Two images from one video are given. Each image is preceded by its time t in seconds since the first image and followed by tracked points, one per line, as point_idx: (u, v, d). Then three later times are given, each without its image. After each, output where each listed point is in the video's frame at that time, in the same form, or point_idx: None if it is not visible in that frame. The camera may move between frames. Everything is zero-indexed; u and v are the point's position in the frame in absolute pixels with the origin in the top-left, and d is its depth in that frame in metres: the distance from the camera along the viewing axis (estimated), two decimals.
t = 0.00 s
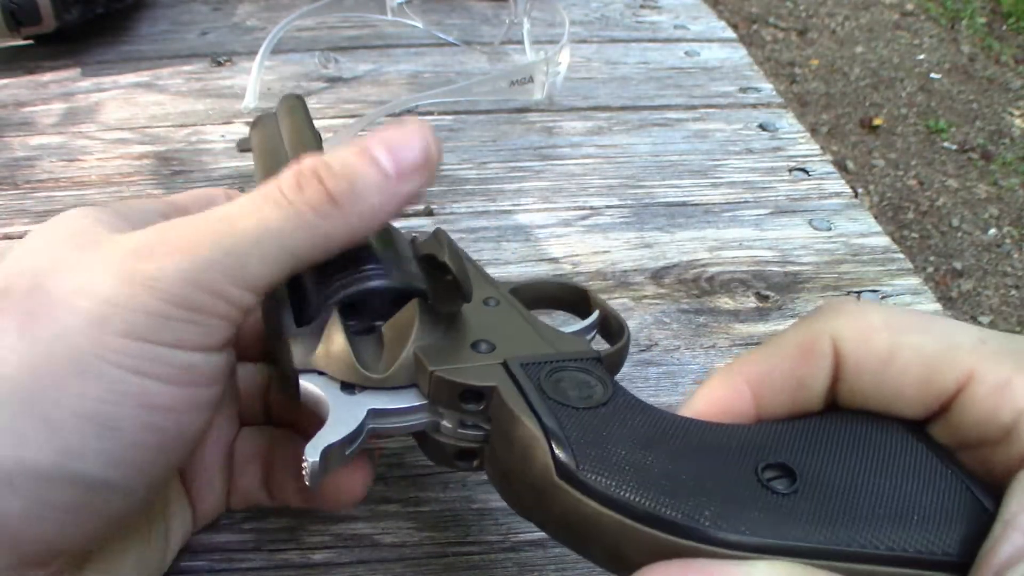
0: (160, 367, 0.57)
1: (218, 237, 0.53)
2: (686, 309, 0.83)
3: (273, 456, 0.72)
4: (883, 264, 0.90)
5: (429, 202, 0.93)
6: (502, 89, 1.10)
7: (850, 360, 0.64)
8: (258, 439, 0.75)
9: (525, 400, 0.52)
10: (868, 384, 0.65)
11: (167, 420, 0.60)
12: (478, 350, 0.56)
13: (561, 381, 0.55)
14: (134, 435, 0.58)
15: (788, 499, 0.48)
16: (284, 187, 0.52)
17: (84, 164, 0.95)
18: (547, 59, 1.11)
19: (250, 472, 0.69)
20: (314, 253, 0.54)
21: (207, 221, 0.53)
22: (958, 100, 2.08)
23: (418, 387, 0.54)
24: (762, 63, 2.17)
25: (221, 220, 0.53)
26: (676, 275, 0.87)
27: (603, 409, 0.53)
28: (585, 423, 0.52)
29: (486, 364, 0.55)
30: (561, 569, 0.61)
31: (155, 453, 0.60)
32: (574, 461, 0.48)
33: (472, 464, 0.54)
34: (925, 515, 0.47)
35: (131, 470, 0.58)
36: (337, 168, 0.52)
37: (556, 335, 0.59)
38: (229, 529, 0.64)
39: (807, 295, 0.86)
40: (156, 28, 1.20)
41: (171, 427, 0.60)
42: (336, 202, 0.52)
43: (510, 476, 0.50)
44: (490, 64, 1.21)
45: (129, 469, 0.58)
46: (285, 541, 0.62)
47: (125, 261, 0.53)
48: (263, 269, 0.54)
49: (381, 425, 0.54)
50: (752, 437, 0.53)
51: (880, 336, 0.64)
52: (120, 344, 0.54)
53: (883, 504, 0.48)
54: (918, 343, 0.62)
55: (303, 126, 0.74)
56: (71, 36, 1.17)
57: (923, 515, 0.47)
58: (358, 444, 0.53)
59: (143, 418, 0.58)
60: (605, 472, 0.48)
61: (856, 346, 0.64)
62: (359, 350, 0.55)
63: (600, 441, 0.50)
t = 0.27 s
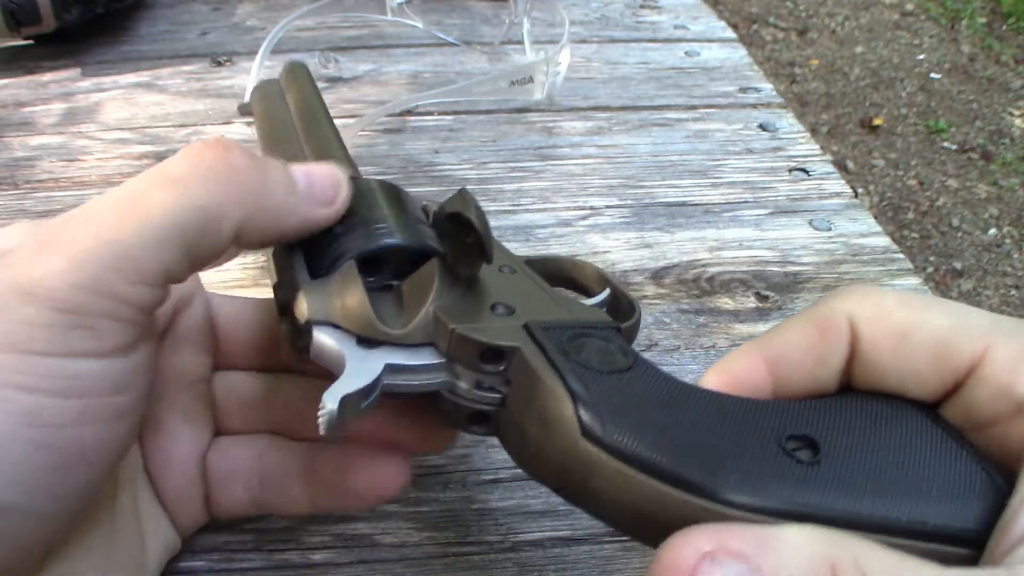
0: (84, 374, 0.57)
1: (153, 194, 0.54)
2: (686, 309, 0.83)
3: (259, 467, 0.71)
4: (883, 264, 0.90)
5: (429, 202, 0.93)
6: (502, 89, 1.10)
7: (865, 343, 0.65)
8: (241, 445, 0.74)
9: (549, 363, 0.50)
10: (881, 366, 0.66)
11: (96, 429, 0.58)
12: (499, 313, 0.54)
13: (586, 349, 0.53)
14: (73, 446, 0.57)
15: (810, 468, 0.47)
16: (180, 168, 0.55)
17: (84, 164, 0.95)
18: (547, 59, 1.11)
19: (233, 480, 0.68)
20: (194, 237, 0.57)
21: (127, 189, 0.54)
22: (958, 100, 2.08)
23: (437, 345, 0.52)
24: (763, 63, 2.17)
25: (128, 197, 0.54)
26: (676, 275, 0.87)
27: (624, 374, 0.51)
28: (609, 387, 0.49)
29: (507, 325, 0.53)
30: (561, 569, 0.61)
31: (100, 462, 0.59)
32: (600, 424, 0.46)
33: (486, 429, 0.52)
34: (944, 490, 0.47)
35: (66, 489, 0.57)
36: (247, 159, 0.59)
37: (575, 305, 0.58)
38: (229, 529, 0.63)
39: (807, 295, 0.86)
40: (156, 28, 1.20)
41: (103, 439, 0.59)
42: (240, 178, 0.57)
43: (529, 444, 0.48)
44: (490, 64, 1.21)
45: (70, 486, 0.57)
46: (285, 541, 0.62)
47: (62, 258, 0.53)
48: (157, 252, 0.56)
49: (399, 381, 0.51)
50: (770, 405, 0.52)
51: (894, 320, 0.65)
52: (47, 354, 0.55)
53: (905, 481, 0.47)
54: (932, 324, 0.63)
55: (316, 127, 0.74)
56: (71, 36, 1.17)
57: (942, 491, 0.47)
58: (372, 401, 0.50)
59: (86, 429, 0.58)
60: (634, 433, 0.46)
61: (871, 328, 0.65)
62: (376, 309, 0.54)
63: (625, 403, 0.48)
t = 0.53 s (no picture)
0: (82, 381, 0.57)
1: (172, 230, 0.53)
2: (686, 309, 0.83)
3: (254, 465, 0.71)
4: (883, 264, 0.90)
5: (429, 201, 0.93)
6: (502, 89, 1.10)
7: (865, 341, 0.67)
8: (236, 445, 0.74)
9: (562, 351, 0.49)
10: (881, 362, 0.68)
11: (98, 429, 0.59)
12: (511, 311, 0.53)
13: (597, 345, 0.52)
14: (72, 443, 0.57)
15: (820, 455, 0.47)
16: (198, 205, 0.53)
17: (83, 164, 0.95)
18: (547, 59, 1.11)
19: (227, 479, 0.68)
20: (217, 272, 0.56)
21: (147, 222, 0.53)
22: (958, 100, 2.08)
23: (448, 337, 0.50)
24: (762, 63, 2.17)
25: (152, 232, 0.53)
26: (676, 275, 0.87)
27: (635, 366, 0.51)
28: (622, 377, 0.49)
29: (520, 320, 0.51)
30: (561, 569, 0.62)
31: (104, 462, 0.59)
32: (617, 411, 0.46)
33: (493, 425, 0.51)
34: (958, 474, 0.47)
35: (65, 488, 0.57)
36: (263, 188, 0.54)
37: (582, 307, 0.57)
38: (230, 529, 0.64)
39: (807, 295, 0.86)
40: (156, 28, 1.20)
41: (104, 437, 0.59)
42: (260, 214, 0.54)
43: (543, 432, 0.47)
44: (490, 64, 1.21)
45: (70, 486, 0.57)
46: (286, 541, 0.62)
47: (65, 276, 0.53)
48: (176, 284, 0.56)
49: (407, 369, 0.50)
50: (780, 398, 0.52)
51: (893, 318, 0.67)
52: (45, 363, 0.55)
53: (917, 468, 0.47)
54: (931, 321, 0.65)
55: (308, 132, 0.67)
56: (72, 36, 1.17)
57: (957, 476, 0.47)
58: (384, 383, 0.49)
59: (87, 429, 0.58)
60: (647, 422, 0.46)
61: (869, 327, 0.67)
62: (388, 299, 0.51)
63: (638, 392, 0.48)
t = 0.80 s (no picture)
0: (83, 389, 0.57)
1: (158, 229, 0.52)
2: (686, 309, 0.83)
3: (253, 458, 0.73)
4: (883, 264, 0.90)
5: (429, 201, 0.93)
6: (502, 89, 1.10)
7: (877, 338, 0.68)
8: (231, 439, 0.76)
9: (566, 353, 0.49)
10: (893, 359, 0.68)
11: (96, 437, 0.59)
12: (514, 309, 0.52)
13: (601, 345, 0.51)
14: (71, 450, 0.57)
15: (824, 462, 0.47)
16: (181, 203, 0.52)
17: (83, 164, 0.95)
18: (547, 59, 1.11)
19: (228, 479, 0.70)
20: (209, 269, 0.55)
21: (133, 224, 0.53)
22: (958, 99, 2.08)
23: (449, 338, 0.50)
24: (762, 63, 2.17)
25: (139, 233, 0.53)
26: (676, 275, 0.87)
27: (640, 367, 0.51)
28: (628, 379, 0.49)
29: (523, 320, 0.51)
30: (561, 569, 0.62)
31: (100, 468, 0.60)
32: (624, 418, 0.45)
33: (495, 428, 0.51)
34: (961, 480, 0.48)
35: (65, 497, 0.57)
36: (245, 179, 0.53)
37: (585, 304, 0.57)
38: (229, 529, 0.63)
39: (807, 295, 0.86)
40: (156, 28, 1.20)
41: (103, 444, 0.59)
42: (245, 207, 0.53)
43: (543, 433, 0.47)
44: (490, 64, 1.21)
45: (69, 494, 0.57)
46: (286, 542, 0.62)
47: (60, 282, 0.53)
48: (168, 284, 0.55)
49: (405, 374, 0.49)
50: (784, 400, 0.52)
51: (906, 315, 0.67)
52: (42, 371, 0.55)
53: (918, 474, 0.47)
54: (944, 319, 0.66)
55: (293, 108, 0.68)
56: (72, 36, 1.17)
57: (959, 481, 0.48)
58: (384, 390, 0.48)
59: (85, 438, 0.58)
60: (655, 427, 0.45)
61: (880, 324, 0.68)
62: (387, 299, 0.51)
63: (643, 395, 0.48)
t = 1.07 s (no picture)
0: (81, 402, 0.57)
1: (150, 223, 0.52)
2: (686, 309, 0.83)
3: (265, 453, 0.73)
4: (883, 264, 0.90)
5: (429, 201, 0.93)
6: (502, 89, 1.10)
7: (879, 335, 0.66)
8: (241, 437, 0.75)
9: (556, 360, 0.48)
10: (893, 358, 0.66)
11: (95, 456, 0.58)
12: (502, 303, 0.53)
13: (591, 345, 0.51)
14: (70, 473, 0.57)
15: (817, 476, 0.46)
16: (169, 195, 0.52)
17: (83, 164, 0.95)
18: (547, 59, 1.11)
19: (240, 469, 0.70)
20: (209, 255, 0.55)
21: (125, 220, 0.53)
22: (958, 99, 2.08)
23: (438, 339, 0.51)
24: (762, 63, 2.17)
25: (131, 228, 0.52)
26: (676, 275, 0.87)
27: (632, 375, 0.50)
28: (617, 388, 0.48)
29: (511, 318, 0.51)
30: (561, 569, 0.62)
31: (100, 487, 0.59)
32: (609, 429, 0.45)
33: (486, 426, 0.51)
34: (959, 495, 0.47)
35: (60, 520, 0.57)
36: (228, 163, 0.53)
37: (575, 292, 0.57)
38: (229, 529, 0.64)
39: (807, 295, 0.86)
40: (156, 28, 1.20)
41: (95, 463, 0.58)
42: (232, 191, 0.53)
43: (531, 438, 0.47)
44: (490, 64, 1.21)
45: (67, 516, 0.57)
46: (286, 541, 0.62)
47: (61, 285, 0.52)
48: (169, 277, 0.55)
49: (397, 378, 0.50)
50: (780, 411, 0.51)
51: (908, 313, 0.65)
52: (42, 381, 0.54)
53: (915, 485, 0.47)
54: (947, 319, 0.64)
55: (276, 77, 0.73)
56: (72, 36, 1.17)
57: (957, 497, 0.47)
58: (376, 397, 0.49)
59: (84, 456, 0.58)
60: (644, 442, 0.45)
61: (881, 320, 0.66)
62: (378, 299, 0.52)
63: (633, 406, 0.47)
